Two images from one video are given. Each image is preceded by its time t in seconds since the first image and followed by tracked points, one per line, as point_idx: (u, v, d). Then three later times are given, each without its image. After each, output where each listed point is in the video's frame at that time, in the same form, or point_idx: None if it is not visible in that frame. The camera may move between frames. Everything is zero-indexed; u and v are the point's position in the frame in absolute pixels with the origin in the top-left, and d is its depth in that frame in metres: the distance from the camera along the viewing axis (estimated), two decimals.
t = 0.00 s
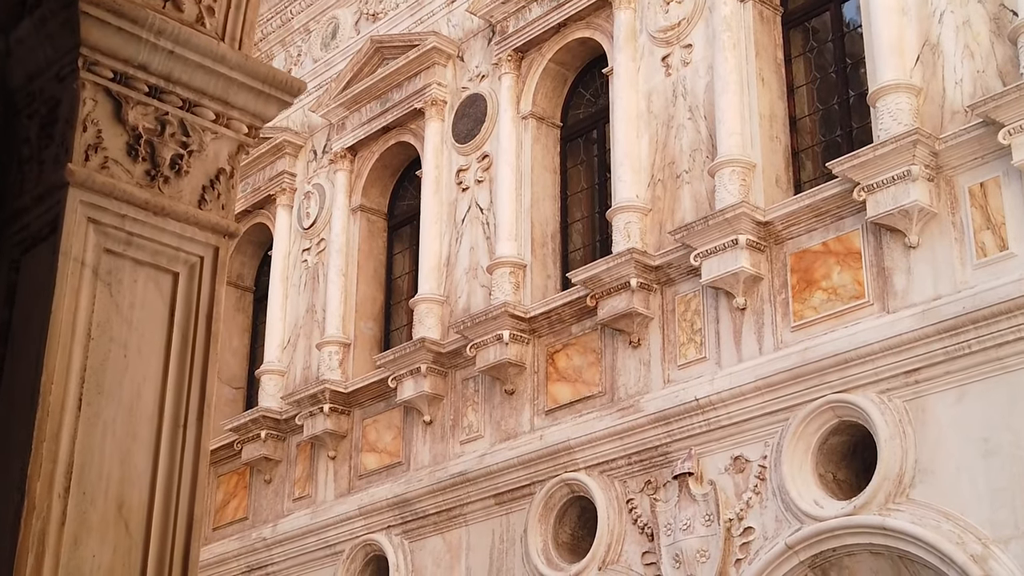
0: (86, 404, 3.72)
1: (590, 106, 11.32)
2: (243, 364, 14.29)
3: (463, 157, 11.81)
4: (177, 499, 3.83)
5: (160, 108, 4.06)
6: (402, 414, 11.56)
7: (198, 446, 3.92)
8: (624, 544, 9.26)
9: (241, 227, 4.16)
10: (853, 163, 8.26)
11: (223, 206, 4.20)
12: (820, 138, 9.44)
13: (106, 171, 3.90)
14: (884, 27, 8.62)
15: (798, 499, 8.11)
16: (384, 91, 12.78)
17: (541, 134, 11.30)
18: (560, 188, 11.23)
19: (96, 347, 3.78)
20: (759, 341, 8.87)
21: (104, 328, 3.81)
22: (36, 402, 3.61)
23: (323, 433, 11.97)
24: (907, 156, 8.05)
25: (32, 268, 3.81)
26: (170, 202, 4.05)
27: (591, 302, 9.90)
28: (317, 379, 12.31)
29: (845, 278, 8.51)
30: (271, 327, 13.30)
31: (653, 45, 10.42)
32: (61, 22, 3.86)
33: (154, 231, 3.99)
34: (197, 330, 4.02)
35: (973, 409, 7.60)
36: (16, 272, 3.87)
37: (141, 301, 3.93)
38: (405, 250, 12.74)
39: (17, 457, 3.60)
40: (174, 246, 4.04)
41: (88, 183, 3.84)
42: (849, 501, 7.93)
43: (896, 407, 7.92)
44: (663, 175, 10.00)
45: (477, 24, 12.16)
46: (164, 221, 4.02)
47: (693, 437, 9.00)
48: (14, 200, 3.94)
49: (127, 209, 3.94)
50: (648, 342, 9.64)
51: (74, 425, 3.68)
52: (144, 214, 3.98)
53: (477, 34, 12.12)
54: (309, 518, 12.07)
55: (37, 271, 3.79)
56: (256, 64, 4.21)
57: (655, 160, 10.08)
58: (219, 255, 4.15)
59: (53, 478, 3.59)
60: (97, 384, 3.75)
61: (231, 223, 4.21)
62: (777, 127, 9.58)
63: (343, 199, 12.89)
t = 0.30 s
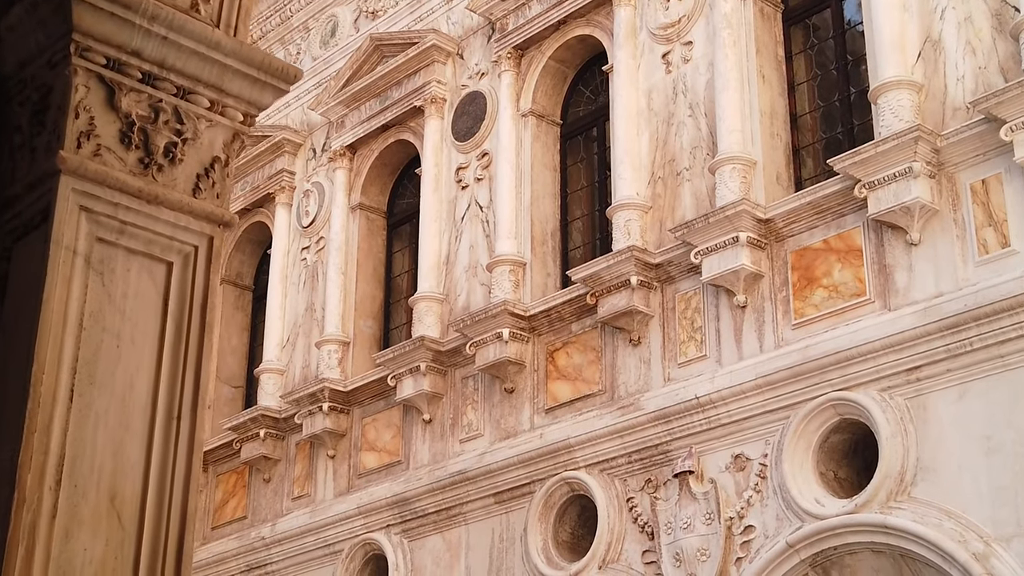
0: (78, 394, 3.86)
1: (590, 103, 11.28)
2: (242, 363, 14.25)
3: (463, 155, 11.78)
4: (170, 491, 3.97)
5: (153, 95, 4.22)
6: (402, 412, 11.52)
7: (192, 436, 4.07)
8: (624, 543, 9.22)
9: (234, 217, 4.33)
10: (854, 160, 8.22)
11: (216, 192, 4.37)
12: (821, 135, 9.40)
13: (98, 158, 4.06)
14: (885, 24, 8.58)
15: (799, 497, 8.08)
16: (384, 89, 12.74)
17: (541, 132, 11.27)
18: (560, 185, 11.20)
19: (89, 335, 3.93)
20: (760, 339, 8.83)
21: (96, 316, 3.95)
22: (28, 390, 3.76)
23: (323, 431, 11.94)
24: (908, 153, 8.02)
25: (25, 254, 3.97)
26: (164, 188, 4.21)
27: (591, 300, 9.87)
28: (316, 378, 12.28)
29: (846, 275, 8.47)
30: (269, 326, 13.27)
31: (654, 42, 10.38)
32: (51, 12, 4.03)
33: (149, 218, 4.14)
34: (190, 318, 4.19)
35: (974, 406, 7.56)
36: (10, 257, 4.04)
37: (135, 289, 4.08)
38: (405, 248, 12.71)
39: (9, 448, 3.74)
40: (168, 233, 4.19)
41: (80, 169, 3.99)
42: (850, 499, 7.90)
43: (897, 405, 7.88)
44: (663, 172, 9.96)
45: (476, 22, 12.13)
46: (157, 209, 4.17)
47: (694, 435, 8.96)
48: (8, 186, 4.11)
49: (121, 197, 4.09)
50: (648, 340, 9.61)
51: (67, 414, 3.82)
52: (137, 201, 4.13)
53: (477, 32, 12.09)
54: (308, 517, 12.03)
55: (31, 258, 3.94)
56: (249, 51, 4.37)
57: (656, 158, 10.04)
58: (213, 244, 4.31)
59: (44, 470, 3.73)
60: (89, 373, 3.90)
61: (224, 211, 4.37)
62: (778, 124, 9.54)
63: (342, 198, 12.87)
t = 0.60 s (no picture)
0: (69, 384, 3.84)
1: (590, 101, 11.24)
2: (241, 362, 14.22)
3: (462, 153, 11.75)
4: (163, 485, 3.96)
5: (146, 82, 4.20)
6: (401, 411, 11.48)
7: (186, 428, 4.05)
8: (624, 542, 9.18)
9: (228, 205, 4.31)
10: (856, 156, 8.18)
11: (210, 179, 4.35)
12: (822, 132, 9.36)
13: (90, 144, 4.03)
14: (887, 20, 8.55)
15: (800, 496, 8.04)
16: (383, 87, 12.70)
17: (541, 130, 11.23)
18: (560, 183, 11.16)
19: (80, 325, 3.91)
20: (760, 337, 8.79)
21: (87, 305, 3.93)
22: (18, 379, 3.74)
23: (322, 430, 11.91)
24: (909, 150, 7.99)
25: (15, 242, 3.94)
26: (157, 176, 4.18)
27: (591, 298, 9.83)
28: (315, 376, 12.25)
29: (846, 273, 8.43)
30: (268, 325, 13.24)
31: (654, 39, 10.35)
32: None
33: (141, 207, 4.12)
34: (183, 307, 4.16)
35: (976, 404, 7.53)
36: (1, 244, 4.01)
37: (128, 278, 4.06)
38: (404, 247, 12.67)
39: None
40: (162, 223, 4.16)
41: (70, 155, 3.97)
42: (851, 497, 7.86)
43: (898, 403, 7.85)
44: (663, 170, 9.93)
45: (476, 20, 12.10)
46: (150, 197, 4.15)
47: (694, 434, 8.92)
48: None
49: (113, 184, 4.06)
50: (648, 338, 9.57)
51: (57, 404, 3.80)
52: (130, 188, 4.11)
53: (476, 29, 12.06)
54: (307, 516, 11.99)
55: (21, 246, 3.92)
56: (245, 38, 4.34)
57: (656, 155, 10.01)
58: (207, 232, 4.29)
59: (35, 462, 3.71)
60: (81, 363, 3.88)
61: (218, 199, 4.35)
62: (778, 121, 9.51)
63: (341, 196, 12.84)
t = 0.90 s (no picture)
0: (59, 374, 3.81)
1: (590, 99, 11.19)
2: (240, 361, 14.19)
3: (461, 151, 11.71)
4: (155, 477, 3.92)
5: (139, 68, 4.18)
6: (400, 410, 11.44)
7: (177, 419, 4.01)
8: (624, 540, 9.14)
9: (221, 192, 4.27)
10: (856, 153, 8.16)
11: (204, 167, 4.32)
12: (823, 129, 9.32)
13: (81, 131, 4.00)
14: (888, 16, 8.51)
15: (801, 494, 8.00)
16: (382, 85, 12.66)
17: (541, 127, 11.20)
18: (560, 181, 11.13)
19: (70, 314, 3.87)
20: (761, 335, 8.76)
21: (77, 294, 3.90)
22: (7, 369, 3.70)
23: (321, 429, 11.87)
24: (910, 147, 7.95)
25: (6, 229, 3.91)
26: (150, 164, 4.15)
27: (591, 296, 9.80)
28: (314, 375, 12.21)
29: (847, 270, 8.40)
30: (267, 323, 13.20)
31: (654, 36, 10.32)
32: None
33: (134, 195, 4.09)
34: (175, 296, 4.12)
35: (977, 401, 7.49)
36: None
37: (119, 267, 4.02)
38: (404, 245, 12.63)
39: None
40: (154, 211, 4.13)
41: (61, 142, 3.93)
42: (852, 496, 7.82)
43: (900, 401, 7.81)
44: (663, 167, 9.89)
45: (475, 17, 12.06)
46: (142, 184, 4.12)
47: (694, 432, 8.89)
48: None
49: (104, 171, 4.03)
50: (648, 336, 9.53)
51: (47, 394, 3.77)
52: (121, 175, 4.07)
53: (475, 27, 12.03)
54: (306, 515, 11.95)
55: (11, 235, 3.89)
56: (239, 24, 4.31)
57: (655, 152, 9.97)
58: (201, 220, 4.25)
59: (24, 453, 3.67)
60: (71, 353, 3.85)
61: (212, 186, 4.32)
62: (779, 118, 9.47)
63: (340, 194, 12.80)
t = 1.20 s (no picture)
0: (48, 364, 3.77)
1: (589, 97, 11.15)
2: (238, 360, 14.15)
3: (460, 149, 11.67)
4: (145, 470, 3.89)
5: (130, 54, 4.15)
6: (399, 408, 11.40)
7: (168, 411, 3.98)
8: (624, 539, 9.11)
9: (213, 181, 4.24)
10: (857, 150, 8.12)
11: (195, 155, 4.29)
12: (823, 127, 9.29)
13: (70, 117, 3.97)
14: (889, 13, 8.47)
15: (801, 493, 7.96)
16: (381, 83, 12.62)
17: (540, 125, 11.16)
18: (559, 179, 11.09)
19: (59, 304, 3.83)
20: (761, 333, 8.72)
21: (67, 284, 3.86)
22: None
23: (319, 428, 11.83)
24: (911, 144, 7.91)
25: None
26: (140, 151, 4.12)
27: (590, 294, 9.76)
28: (313, 373, 12.17)
29: (848, 268, 8.36)
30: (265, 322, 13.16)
31: (653, 34, 10.28)
32: None
33: (124, 182, 4.06)
34: (166, 286, 4.10)
35: (978, 399, 7.45)
36: None
37: (109, 257, 3.98)
38: (404, 244, 12.59)
39: None
40: (145, 199, 4.10)
41: (51, 129, 3.90)
42: (853, 494, 7.78)
43: (901, 399, 7.77)
44: (663, 165, 9.86)
45: (474, 15, 12.03)
46: (133, 172, 4.09)
47: (694, 431, 8.85)
48: None
49: (93, 159, 4.00)
50: (648, 334, 9.50)
51: (35, 384, 3.73)
52: (111, 163, 4.05)
53: (474, 25, 12.00)
54: (305, 514, 11.91)
55: None
56: (232, 11, 4.29)
57: (655, 150, 9.93)
58: (192, 209, 4.22)
59: (12, 444, 3.64)
60: (60, 342, 3.81)
61: (204, 173, 4.29)
62: (779, 115, 9.43)
63: (339, 193, 12.76)
